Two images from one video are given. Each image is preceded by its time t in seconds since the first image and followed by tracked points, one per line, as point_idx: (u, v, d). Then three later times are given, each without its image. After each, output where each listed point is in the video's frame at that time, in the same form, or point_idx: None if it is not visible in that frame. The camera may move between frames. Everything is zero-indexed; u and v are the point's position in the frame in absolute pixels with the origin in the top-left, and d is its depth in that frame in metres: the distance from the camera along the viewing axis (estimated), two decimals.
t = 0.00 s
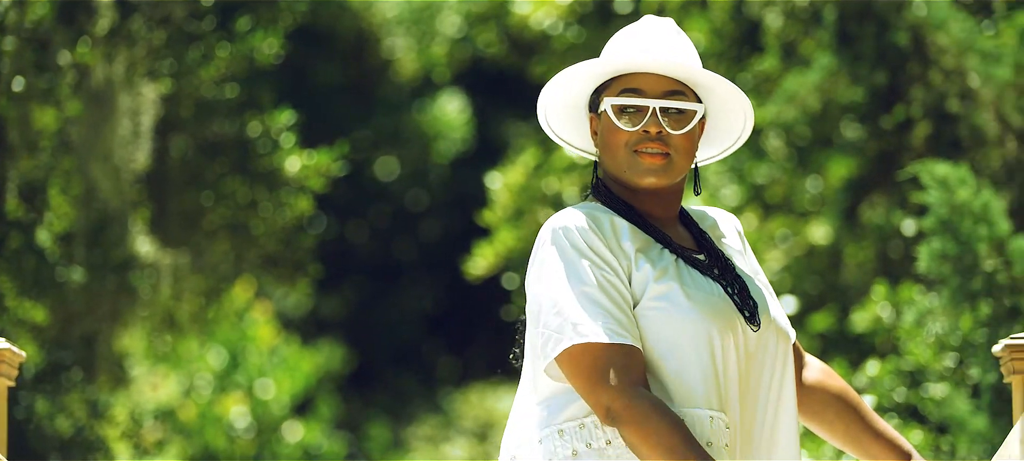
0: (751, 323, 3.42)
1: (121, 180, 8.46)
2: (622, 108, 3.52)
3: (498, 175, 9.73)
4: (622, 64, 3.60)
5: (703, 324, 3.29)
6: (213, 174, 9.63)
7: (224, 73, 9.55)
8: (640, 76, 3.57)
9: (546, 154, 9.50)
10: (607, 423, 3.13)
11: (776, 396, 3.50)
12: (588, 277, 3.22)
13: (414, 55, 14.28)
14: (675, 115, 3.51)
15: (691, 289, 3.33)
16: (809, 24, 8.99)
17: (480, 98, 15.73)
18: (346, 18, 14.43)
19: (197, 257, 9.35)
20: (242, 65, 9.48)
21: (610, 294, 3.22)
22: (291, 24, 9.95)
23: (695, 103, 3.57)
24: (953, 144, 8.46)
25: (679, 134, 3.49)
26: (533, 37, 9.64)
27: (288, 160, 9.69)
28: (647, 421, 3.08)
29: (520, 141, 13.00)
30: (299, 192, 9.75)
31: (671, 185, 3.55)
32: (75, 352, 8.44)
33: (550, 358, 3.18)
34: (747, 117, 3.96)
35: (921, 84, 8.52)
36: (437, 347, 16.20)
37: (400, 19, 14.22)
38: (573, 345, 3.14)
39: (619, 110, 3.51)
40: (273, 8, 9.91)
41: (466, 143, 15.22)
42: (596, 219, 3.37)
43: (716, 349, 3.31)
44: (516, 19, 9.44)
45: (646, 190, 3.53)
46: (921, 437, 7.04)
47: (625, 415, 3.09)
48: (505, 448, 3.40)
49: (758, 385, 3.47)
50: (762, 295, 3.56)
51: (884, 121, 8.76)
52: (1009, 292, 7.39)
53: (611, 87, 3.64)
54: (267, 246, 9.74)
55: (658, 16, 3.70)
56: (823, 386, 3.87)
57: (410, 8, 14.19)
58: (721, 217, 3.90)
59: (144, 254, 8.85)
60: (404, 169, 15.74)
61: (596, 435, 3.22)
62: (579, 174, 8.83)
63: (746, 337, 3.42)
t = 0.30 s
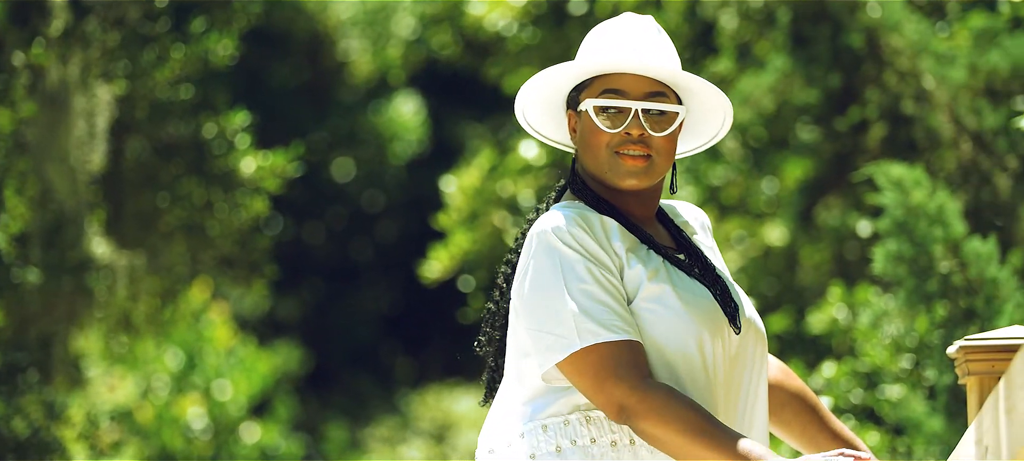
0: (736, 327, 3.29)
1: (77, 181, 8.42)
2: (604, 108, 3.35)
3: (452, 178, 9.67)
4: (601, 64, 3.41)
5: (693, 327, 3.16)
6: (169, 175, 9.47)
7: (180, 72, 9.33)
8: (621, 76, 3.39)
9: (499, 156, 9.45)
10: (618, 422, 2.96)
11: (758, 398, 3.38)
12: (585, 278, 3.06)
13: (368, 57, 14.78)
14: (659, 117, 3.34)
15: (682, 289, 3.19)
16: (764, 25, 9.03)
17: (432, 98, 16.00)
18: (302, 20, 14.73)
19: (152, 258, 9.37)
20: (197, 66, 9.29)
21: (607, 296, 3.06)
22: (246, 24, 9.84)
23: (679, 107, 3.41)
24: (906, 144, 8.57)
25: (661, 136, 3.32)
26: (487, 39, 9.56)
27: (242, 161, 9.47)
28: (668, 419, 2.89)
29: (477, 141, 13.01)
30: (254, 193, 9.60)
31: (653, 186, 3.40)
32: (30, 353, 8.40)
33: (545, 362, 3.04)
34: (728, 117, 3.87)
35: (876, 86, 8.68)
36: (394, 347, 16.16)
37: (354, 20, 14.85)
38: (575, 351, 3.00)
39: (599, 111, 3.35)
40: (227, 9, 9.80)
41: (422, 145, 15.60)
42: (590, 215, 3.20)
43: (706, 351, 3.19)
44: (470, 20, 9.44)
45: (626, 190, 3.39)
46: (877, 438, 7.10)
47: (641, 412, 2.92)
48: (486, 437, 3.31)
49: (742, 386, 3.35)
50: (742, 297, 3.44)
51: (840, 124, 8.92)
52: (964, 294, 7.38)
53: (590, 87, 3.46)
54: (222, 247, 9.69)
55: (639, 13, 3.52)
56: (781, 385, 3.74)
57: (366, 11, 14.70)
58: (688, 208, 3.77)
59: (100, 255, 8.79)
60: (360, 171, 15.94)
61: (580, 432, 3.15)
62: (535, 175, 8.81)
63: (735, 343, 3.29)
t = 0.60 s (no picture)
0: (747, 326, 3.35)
1: (61, 184, 8.40)
2: (615, 109, 3.38)
3: (435, 180, 9.71)
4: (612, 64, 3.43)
5: (711, 328, 3.21)
6: (151, 177, 9.37)
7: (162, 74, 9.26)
8: (630, 77, 3.41)
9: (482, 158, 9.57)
10: (648, 419, 2.97)
11: (764, 393, 3.46)
12: (609, 278, 3.09)
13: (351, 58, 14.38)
14: (669, 118, 3.38)
15: (701, 289, 3.23)
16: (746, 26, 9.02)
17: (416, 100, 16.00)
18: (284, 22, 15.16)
19: (135, 260, 9.33)
20: (178, 68, 9.22)
21: (630, 294, 3.10)
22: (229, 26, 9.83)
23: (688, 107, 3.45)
24: (888, 143, 8.66)
25: (674, 137, 3.37)
26: (469, 39, 9.54)
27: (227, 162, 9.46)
28: (699, 410, 2.89)
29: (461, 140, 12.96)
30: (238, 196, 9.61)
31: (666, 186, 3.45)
32: (14, 354, 8.45)
33: (570, 360, 3.07)
34: (735, 113, 3.90)
35: (859, 86, 8.73)
36: (379, 348, 16.14)
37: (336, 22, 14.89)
38: (603, 349, 3.01)
39: (613, 112, 3.38)
40: (209, 11, 9.79)
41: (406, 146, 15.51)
42: (611, 215, 3.23)
43: (723, 349, 3.23)
44: (452, 21, 9.43)
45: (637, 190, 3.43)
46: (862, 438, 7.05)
47: (673, 407, 2.92)
48: (499, 429, 3.34)
49: (752, 385, 3.40)
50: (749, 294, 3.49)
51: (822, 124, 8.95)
52: (949, 294, 7.38)
53: (599, 87, 3.48)
54: (206, 249, 9.65)
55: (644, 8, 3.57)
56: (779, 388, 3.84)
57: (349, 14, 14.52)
58: (689, 202, 3.85)
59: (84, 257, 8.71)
60: (344, 172, 15.83)
61: (597, 429, 3.16)
62: (518, 176, 8.90)
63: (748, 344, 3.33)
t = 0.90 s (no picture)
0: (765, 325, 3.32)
1: (51, 182, 8.37)
2: (639, 109, 3.33)
3: (425, 177, 9.85)
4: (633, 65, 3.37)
5: (732, 328, 3.18)
6: (141, 175, 9.43)
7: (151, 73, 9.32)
8: (653, 77, 3.35)
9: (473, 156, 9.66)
10: (671, 419, 2.96)
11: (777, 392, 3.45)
12: (637, 278, 3.05)
13: (341, 55, 14.72)
14: (692, 120, 3.34)
15: (724, 287, 3.21)
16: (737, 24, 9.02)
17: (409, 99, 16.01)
18: (274, 22, 14.81)
19: (126, 259, 9.25)
20: (169, 67, 9.27)
21: (657, 293, 3.06)
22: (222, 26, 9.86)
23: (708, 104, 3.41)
24: (879, 141, 8.63)
25: (695, 136, 3.33)
26: (460, 38, 9.55)
27: (215, 160, 9.53)
28: (724, 410, 2.89)
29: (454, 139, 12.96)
30: (226, 195, 9.64)
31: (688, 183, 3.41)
32: (4, 354, 8.39)
33: (595, 358, 3.03)
34: (752, 104, 3.82)
35: (849, 84, 8.71)
36: (370, 347, 16.20)
37: (328, 19, 14.96)
38: (629, 348, 2.98)
39: (635, 113, 3.34)
40: (200, 10, 9.79)
41: (397, 145, 15.77)
42: (637, 212, 3.19)
43: (743, 350, 3.21)
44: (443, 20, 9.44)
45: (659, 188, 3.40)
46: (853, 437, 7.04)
47: (696, 408, 2.92)
48: (516, 421, 3.32)
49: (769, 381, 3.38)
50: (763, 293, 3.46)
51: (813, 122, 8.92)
52: (939, 292, 7.40)
53: (618, 86, 3.42)
54: (195, 248, 9.68)
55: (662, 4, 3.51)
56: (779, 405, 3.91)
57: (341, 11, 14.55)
58: (700, 199, 3.80)
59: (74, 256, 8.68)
60: (336, 171, 16.01)
61: (618, 425, 3.14)
62: (509, 174, 9.12)
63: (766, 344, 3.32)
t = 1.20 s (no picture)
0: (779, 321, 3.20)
1: (43, 178, 8.38)
2: (659, 106, 3.17)
3: (417, 172, 9.93)
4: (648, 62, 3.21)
5: (752, 333, 3.03)
6: (133, 171, 9.43)
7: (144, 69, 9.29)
8: (671, 72, 3.20)
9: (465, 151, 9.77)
10: (682, 424, 2.82)
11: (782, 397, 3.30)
12: (658, 278, 2.90)
13: (335, 53, 15.36)
14: (714, 114, 3.18)
15: (744, 290, 3.06)
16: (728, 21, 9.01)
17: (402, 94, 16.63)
18: (268, 17, 15.67)
19: (119, 254, 9.26)
20: (162, 63, 9.28)
21: (677, 294, 2.91)
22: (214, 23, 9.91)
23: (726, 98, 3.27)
24: (872, 139, 8.63)
25: (718, 131, 3.18)
26: (452, 35, 9.56)
27: (208, 156, 9.64)
28: (736, 413, 2.74)
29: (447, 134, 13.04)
30: (218, 191, 9.70)
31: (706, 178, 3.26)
32: None
33: (611, 357, 2.88)
34: (769, 86, 3.72)
35: (842, 81, 8.70)
36: (363, 344, 16.79)
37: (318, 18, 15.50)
38: (647, 347, 2.83)
39: (655, 109, 3.17)
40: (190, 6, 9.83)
41: (390, 142, 16.24)
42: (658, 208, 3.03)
43: (761, 354, 3.05)
44: (433, 17, 9.45)
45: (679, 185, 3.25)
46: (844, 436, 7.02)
47: (707, 412, 2.77)
48: (527, 415, 3.16)
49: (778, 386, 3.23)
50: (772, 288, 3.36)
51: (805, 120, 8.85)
52: (930, 290, 7.39)
53: (634, 83, 3.27)
54: (187, 243, 9.70)
55: None
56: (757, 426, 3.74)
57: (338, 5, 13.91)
58: (709, 194, 3.75)
59: (65, 252, 8.69)
60: (328, 169, 16.54)
61: (634, 422, 2.99)
62: (500, 171, 9.23)
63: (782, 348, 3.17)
